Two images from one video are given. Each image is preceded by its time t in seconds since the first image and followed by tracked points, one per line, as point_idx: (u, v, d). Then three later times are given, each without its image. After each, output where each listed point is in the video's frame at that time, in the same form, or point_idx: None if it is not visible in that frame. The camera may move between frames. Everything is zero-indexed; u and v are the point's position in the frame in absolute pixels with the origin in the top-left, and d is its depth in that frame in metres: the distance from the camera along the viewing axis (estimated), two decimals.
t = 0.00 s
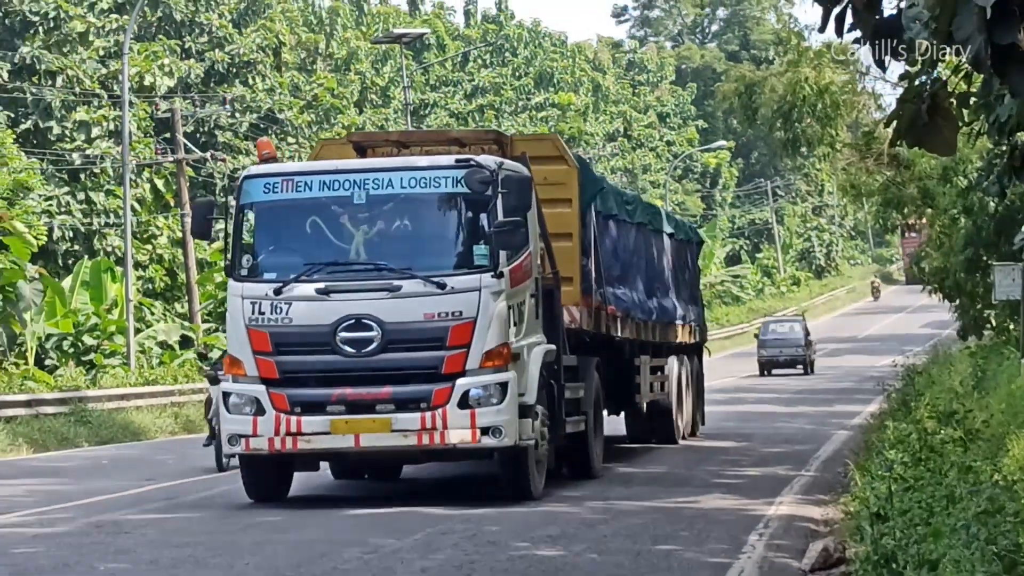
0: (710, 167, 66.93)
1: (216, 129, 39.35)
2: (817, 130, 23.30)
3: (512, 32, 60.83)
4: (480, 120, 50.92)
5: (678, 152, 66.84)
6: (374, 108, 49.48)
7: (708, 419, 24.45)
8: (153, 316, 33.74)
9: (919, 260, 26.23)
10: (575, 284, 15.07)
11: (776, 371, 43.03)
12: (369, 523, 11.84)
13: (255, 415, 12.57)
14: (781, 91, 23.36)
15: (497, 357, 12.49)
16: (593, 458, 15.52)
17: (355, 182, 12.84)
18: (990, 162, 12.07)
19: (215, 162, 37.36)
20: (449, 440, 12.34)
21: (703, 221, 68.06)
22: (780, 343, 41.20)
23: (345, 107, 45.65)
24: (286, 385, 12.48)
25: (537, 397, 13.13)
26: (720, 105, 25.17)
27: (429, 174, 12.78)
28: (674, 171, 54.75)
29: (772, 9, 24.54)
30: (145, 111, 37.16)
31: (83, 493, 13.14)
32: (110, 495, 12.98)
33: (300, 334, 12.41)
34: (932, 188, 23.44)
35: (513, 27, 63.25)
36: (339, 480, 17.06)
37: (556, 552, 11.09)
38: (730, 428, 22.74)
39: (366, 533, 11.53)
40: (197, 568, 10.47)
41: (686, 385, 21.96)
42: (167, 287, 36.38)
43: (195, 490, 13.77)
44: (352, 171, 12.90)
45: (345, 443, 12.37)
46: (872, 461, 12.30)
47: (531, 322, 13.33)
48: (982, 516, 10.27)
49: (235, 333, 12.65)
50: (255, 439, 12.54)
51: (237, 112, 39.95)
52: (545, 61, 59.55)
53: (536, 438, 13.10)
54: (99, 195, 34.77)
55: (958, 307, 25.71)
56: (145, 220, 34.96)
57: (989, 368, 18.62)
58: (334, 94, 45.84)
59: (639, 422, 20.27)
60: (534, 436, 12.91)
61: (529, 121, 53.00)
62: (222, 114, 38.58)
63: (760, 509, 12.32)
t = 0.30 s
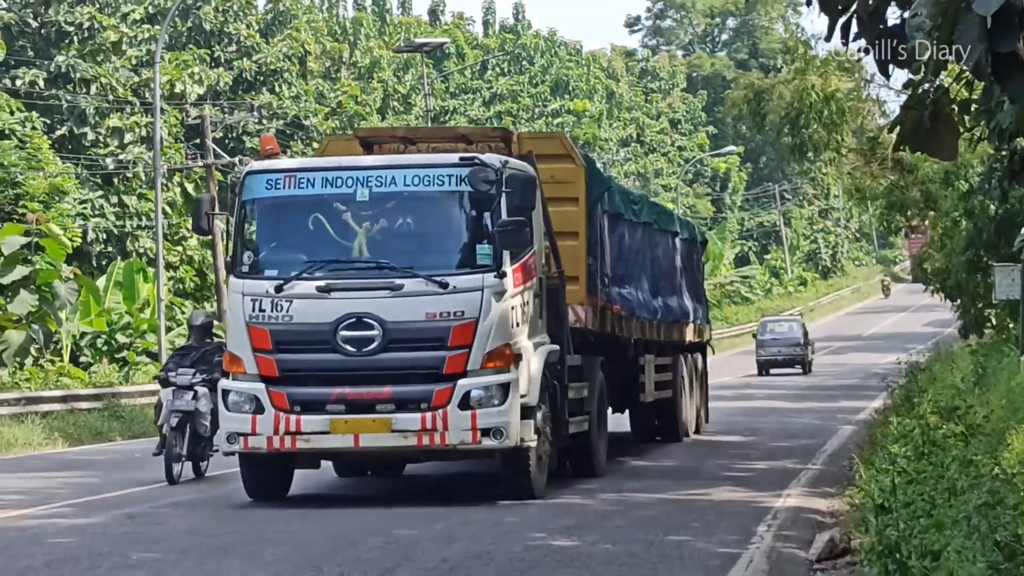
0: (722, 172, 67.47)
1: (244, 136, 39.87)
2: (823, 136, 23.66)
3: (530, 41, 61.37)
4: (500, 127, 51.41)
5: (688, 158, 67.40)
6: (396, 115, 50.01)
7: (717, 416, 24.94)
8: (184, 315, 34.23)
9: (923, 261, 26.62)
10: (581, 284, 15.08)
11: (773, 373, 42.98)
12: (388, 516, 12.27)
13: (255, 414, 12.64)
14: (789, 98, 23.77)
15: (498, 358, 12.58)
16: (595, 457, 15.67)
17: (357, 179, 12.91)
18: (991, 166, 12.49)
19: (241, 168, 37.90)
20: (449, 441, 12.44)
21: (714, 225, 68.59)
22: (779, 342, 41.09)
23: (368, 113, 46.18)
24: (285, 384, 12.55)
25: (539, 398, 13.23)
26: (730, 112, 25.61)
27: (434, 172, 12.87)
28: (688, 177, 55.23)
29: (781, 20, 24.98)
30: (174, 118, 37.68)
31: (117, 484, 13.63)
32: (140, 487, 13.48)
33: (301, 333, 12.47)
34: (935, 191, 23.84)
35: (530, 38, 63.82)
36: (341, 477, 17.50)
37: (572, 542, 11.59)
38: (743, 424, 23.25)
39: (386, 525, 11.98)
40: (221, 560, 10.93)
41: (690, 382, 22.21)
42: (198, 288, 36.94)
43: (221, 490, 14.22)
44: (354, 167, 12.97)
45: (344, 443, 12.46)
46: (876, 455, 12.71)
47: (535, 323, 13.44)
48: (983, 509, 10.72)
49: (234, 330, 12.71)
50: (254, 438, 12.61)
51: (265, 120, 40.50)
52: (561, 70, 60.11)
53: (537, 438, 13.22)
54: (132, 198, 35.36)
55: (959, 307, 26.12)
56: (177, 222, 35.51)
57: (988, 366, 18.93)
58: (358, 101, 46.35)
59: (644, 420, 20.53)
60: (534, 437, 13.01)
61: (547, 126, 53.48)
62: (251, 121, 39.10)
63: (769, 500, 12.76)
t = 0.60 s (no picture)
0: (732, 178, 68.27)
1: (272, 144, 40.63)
2: (828, 142, 24.17)
3: (547, 52, 62.22)
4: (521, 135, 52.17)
5: (698, 164, 68.14)
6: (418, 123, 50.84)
7: (726, 410, 25.43)
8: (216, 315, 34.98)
9: (923, 261, 27.15)
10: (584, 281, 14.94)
11: (772, 373, 43.08)
12: (406, 515, 12.70)
13: (254, 410, 12.36)
14: (796, 106, 24.26)
15: (500, 355, 12.35)
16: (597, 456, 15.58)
17: (358, 174, 12.67)
18: (990, 171, 12.96)
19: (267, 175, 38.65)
20: (450, 439, 12.18)
21: (724, 229, 69.42)
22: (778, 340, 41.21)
23: (394, 122, 46.96)
24: (285, 380, 12.29)
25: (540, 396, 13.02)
26: (739, 120, 26.07)
27: (436, 168, 12.66)
28: (701, 182, 56.00)
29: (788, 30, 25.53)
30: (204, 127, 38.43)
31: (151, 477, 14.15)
32: (172, 480, 14.02)
33: (300, 329, 12.21)
34: (935, 196, 24.41)
35: (545, 50, 64.56)
36: (346, 476, 17.84)
37: (587, 532, 12.11)
38: (758, 417, 23.88)
39: (404, 522, 12.41)
40: (244, 555, 11.33)
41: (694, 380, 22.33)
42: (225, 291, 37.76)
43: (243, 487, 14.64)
44: (356, 162, 12.73)
45: (344, 440, 12.19)
46: (879, 449, 13.19)
47: (538, 319, 13.22)
48: (983, 501, 11.21)
49: (234, 326, 12.44)
50: (253, 435, 12.33)
51: (292, 127, 41.21)
52: (577, 80, 60.96)
53: (540, 437, 13.00)
54: (166, 202, 36.13)
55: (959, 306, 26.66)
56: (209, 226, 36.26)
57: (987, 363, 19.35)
58: (382, 109, 47.13)
59: (648, 418, 20.81)
60: (537, 435, 12.79)
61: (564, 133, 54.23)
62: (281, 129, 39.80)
63: (776, 493, 13.24)
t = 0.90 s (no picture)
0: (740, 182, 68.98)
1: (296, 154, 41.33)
2: (833, 149, 24.68)
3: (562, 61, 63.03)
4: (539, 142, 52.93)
5: (707, 168, 68.93)
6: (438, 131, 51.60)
7: (734, 407, 25.95)
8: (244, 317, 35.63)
9: (924, 263, 27.58)
10: (582, 279, 14.90)
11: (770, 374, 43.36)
12: (422, 510, 13.19)
13: (248, 411, 12.44)
14: (802, 113, 24.72)
15: (495, 354, 12.44)
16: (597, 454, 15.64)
17: (351, 172, 12.77)
18: (988, 177, 13.45)
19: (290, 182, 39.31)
20: (445, 438, 12.25)
21: (732, 231, 70.16)
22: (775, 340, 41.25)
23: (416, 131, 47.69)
24: (278, 381, 12.38)
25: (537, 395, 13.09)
26: (748, 127, 26.52)
27: (429, 164, 12.75)
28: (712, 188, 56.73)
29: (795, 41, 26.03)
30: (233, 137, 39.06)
31: (180, 470, 14.67)
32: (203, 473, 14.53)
33: (293, 328, 12.33)
34: (936, 200, 24.88)
35: (559, 58, 65.36)
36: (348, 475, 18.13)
37: (601, 523, 12.62)
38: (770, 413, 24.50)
39: (417, 516, 12.90)
40: (266, 546, 11.82)
41: (696, 377, 22.50)
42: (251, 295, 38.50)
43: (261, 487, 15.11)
44: (348, 159, 12.83)
45: (339, 440, 12.27)
46: (882, 444, 13.67)
47: (532, 317, 13.33)
48: (981, 492, 11.73)
49: (227, 328, 12.56)
50: (247, 436, 12.40)
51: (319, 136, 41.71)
52: (591, 88, 61.77)
53: (535, 436, 13.12)
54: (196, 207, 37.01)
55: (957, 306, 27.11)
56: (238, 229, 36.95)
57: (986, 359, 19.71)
58: (405, 118, 47.85)
59: (650, 416, 21.00)
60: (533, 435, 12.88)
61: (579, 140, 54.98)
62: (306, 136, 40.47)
63: (783, 485, 13.74)
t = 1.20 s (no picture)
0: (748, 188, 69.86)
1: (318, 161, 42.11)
2: (836, 155, 25.20)
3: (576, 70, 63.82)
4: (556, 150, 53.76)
5: (715, 175, 69.95)
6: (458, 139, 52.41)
7: (741, 402, 26.61)
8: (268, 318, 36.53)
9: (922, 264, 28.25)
10: (582, 277, 14.68)
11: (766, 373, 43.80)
12: (439, 505, 13.70)
13: (243, 411, 12.19)
14: (806, 121, 25.27)
15: (492, 351, 12.13)
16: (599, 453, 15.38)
17: (345, 168, 12.47)
18: (985, 182, 14.04)
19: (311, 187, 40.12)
20: (440, 437, 11.93)
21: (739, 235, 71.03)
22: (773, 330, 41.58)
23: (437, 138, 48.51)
24: (273, 380, 12.12)
25: (534, 391, 12.82)
26: (754, 134, 27.07)
27: (424, 160, 12.42)
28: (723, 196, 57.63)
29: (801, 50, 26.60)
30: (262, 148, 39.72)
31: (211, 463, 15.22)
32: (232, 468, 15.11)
33: (287, 325, 12.05)
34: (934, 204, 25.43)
35: (573, 69, 66.20)
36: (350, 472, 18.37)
37: (615, 513, 13.21)
38: (780, 407, 25.20)
39: (433, 510, 13.42)
40: (291, 537, 12.33)
41: (698, 375, 22.65)
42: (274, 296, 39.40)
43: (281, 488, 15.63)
44: (343, 155, 12.53)
45: (333, 439, 11.98)
46: (884, 437, 14.23)
47: (528, 314, 13.02)
48: (979, 484, 12.35)
49: (223, 324, 12.30)
50: (241, 435, 12.16)
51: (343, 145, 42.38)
52: (604, 96, 62.61)
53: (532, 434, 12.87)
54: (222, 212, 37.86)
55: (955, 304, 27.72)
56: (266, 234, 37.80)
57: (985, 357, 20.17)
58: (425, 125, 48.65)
59: (652, 413, 21.10)
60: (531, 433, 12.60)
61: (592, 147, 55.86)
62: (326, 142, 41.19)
63: (789, 477, 14.32)
